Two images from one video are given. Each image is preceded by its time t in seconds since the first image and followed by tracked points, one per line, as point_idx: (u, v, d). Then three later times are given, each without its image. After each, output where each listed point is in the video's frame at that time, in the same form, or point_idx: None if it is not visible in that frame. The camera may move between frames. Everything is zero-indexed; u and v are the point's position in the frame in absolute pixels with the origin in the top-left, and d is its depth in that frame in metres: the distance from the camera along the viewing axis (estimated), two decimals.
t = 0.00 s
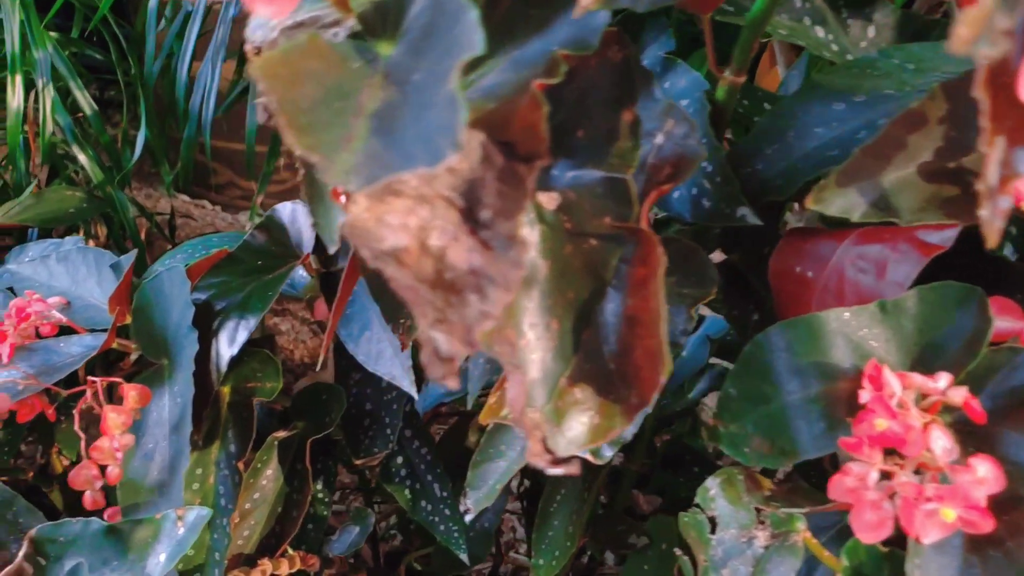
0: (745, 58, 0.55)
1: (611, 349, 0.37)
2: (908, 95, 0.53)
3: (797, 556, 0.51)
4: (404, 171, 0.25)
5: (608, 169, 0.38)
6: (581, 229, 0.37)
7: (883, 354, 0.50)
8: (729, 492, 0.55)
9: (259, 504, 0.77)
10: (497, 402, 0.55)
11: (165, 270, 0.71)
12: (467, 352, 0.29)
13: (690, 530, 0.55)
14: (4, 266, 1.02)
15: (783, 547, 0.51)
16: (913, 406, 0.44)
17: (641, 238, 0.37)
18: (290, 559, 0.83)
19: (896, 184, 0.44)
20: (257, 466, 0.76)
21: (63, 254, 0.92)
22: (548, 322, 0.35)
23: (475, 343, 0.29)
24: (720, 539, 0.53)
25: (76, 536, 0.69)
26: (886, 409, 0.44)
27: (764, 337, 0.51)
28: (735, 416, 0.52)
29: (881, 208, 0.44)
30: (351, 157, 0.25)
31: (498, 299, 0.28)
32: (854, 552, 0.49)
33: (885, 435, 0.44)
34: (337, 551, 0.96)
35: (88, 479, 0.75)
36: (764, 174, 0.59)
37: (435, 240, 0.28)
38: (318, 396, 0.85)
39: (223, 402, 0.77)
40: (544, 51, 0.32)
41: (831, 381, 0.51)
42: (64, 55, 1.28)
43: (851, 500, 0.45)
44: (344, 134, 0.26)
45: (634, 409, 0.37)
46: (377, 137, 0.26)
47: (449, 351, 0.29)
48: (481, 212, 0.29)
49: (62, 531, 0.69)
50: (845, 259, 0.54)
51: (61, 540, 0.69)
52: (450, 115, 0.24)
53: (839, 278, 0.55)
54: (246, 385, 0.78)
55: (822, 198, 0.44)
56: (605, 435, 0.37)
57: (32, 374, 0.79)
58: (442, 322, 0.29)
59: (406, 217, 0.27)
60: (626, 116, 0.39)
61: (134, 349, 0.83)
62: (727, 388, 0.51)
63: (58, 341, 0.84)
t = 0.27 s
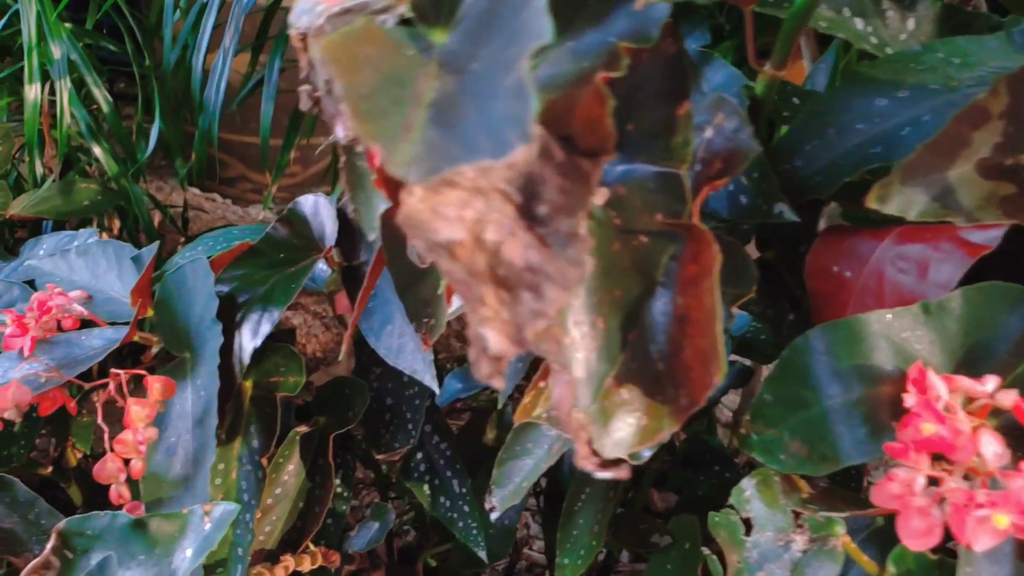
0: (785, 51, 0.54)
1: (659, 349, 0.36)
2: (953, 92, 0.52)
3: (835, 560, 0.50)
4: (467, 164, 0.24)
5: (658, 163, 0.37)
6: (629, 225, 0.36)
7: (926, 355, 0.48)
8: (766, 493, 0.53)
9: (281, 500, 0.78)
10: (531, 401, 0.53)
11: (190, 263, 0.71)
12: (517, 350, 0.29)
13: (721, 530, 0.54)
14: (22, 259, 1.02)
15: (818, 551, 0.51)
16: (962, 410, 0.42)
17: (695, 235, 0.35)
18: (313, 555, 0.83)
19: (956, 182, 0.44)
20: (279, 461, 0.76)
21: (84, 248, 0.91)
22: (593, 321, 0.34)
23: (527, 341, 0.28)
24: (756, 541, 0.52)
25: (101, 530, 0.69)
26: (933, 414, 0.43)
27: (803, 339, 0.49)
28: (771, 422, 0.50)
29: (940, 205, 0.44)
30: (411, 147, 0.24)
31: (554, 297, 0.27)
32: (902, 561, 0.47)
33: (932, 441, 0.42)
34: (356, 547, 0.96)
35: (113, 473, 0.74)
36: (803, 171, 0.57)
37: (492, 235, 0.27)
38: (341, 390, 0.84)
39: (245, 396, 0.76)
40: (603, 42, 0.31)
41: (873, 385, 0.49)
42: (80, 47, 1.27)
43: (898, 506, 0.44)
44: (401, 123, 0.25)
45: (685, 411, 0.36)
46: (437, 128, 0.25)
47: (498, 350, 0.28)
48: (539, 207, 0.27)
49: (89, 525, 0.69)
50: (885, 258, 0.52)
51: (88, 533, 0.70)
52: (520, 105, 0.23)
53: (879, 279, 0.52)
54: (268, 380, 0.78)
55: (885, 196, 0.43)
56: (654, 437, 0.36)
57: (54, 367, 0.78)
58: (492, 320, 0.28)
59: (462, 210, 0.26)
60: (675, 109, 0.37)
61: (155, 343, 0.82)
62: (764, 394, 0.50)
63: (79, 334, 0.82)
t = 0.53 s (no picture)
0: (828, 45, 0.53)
1: (712, 348, 0.35)
2: (1004, 84, 0.49)
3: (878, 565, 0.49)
4: (535, 160, 0.23)
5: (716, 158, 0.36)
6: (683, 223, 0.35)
7: (975, 356, 0.46)
8: (805, 497, 0.51)
9: (303, 491, 0.78)
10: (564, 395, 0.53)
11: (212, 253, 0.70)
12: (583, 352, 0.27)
13: (758, 533, 0.54)
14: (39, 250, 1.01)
15: (861, 556, 0.49)
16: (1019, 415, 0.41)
17: (753, 232, 0.35)
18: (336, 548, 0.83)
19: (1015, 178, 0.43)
20: (302, 452, 0.77)
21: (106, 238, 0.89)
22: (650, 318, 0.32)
23: (593, 343, 0.26)
24: (793, 545, 0.51)
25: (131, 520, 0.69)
26: (989, 419, 0.41)
27: (847, 338, 0.48)
28: (808, 422, 0.49)
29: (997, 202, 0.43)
30: (478, 143, 0.24)
31: (622, 297, 0.26)
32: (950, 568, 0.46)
33: (987, 446, 0.41)
34: (377, 539, 0.95)
35: (132, 462, 0.73)
36: (844, 163, 0.56)
37: (556, 232, 0.25)
38: (365, 381, 0.83)
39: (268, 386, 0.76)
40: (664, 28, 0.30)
41: (919, 386, 0.47)
42: (98, 35, 1.26)
43: (949, 512, 0.43)
44: (466, 118, 0.24)
45: (741, 411, 0.35)
46: (503, 123, 0.24)
47: (562, 353, 0.27)
48: (603, 202, 0.26)
49: (118, 514, 0.69)
50: (931, 256, 0.50)
51: (118, 522, 0.70)
52: (595, 102, 0.23)
53: (924, 278, 0.50)
54: (291, 370, 0.77)
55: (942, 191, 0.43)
56: (708, 438, 0.35)
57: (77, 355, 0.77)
58: (556, 320, 0.26)
59: (525, 207, 0.25)
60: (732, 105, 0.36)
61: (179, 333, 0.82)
62: (801, 394, 0.48)
63: (102, 323, 0.81)
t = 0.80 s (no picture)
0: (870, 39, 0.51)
1: (764, 348, 0.35)
2: None
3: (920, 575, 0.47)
4: (613, 160, 0.22)
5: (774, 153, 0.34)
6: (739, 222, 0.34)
7: None
8: (842, 505, 0.50)
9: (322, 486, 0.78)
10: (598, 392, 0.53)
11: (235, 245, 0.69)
12: (649, 354, 0.26)
13: (796, 544, 0.53)
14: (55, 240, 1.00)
15: (903, 565, 0.48)
16: None
17: (812, 230, 0.33)
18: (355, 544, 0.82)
19: None
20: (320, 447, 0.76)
21: (120, 224, 0.86)
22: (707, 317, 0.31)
23: (659, 343, 0.26)
24: (833, 554, 0.51)
25: (152, 515, 0.68)
26: None
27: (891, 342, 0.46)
28: (843, 424, 0.47)
29: None
30: (547, 143, 0.23)
31: (694, 298, 0.25)
32: None
33: None
34: (393, 536, 0.94)
35: (147, 455, 0.73)
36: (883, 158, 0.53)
37: (624, 230, 0.24)
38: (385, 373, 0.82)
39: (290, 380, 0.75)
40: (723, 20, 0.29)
41: (967, 392, 0.45)
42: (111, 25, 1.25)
43: (1001, 523, 0.41)
44: (536, 114, 0.23)
45: (795, 413, 0.35)
46: (577, 119, 0.23)
47: (626, 354, 0.26)
48: (670, 200, 0.25)
49: (139, 509, 0.69)
50: (976, 255, 0.48)
51: (138, 518, 0.69)
52: (680, 100, 0.21)
53: (968, 277, 0.49)
54: (312, 363, 0.76)
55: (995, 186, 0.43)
56: (763, 440, 0.35)
57: (95, 343, 0.77)
58: (620, 322, 0.26)
59: (591, 204, 0.24)
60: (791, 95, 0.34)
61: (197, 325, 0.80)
62: (840, 395, 0.46)
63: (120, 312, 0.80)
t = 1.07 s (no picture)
0: (915, 29, 0.50)
1: (817, 345, 0.34)
2: None
3: None
4: (697, 146, 0.21)
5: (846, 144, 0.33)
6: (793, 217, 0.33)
7: None
8: (882, 510, 0.49)
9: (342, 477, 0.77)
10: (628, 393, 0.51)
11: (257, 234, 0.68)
12: (719, 353, 0.26)
13: (835, 553, 0.52)
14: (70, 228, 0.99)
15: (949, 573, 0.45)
16: None
17: (871, 224, 0.32)
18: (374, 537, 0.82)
19: None
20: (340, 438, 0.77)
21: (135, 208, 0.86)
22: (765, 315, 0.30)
23: (731, 343, 0.25)
24: (876, 562, 0.48)
25: (171, 510, 0.67)
26: None
27: (939, 341, 0.44)
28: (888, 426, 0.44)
29: None
30: (625, 129, 0.22)
31: (770, 297, 0.24)
32: None
33: None
34: (409, 529, 0.93)
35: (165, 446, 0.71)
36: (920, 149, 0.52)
37: (696, 225, 0.24)
38: (404, 366, 0.82)
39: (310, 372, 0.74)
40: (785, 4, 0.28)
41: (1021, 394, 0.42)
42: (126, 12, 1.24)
43: None
44: (611, 99, 0.22)
45: (850, 414, 0.34)
46: (653, 104, 0.22)
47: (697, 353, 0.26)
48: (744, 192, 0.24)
49: (158, 504, 0.68)
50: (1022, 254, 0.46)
51: (157, 513, 0.68)
52: (771, 86, 0.20)
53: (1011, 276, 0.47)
54: (333, 355, 0.75)
55: None
56: (814, 441, 0.34)
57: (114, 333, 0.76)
58: (688, 320, 0.26)
59: (662, 198, 0.24)
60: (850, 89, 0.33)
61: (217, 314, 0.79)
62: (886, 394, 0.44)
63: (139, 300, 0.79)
